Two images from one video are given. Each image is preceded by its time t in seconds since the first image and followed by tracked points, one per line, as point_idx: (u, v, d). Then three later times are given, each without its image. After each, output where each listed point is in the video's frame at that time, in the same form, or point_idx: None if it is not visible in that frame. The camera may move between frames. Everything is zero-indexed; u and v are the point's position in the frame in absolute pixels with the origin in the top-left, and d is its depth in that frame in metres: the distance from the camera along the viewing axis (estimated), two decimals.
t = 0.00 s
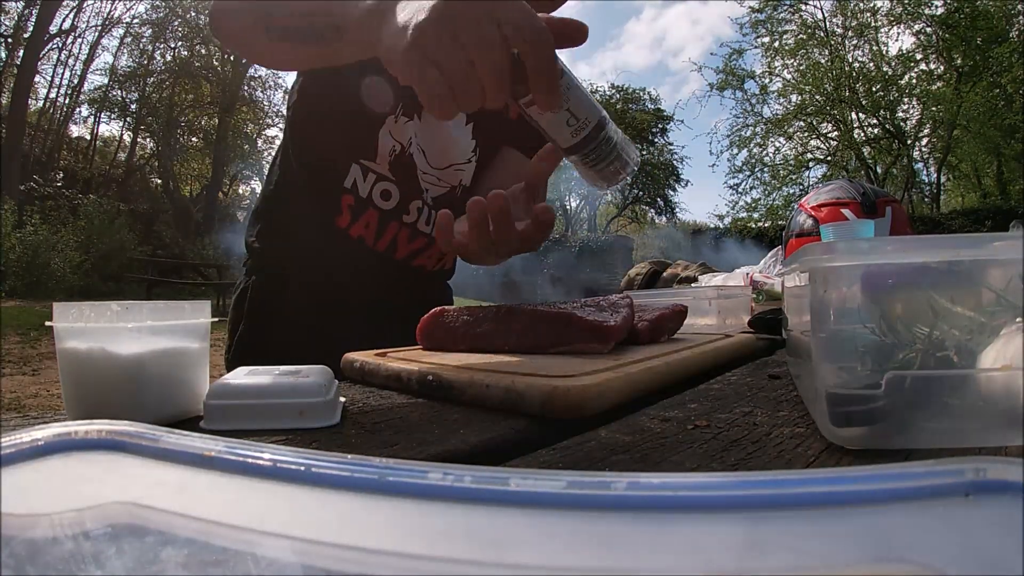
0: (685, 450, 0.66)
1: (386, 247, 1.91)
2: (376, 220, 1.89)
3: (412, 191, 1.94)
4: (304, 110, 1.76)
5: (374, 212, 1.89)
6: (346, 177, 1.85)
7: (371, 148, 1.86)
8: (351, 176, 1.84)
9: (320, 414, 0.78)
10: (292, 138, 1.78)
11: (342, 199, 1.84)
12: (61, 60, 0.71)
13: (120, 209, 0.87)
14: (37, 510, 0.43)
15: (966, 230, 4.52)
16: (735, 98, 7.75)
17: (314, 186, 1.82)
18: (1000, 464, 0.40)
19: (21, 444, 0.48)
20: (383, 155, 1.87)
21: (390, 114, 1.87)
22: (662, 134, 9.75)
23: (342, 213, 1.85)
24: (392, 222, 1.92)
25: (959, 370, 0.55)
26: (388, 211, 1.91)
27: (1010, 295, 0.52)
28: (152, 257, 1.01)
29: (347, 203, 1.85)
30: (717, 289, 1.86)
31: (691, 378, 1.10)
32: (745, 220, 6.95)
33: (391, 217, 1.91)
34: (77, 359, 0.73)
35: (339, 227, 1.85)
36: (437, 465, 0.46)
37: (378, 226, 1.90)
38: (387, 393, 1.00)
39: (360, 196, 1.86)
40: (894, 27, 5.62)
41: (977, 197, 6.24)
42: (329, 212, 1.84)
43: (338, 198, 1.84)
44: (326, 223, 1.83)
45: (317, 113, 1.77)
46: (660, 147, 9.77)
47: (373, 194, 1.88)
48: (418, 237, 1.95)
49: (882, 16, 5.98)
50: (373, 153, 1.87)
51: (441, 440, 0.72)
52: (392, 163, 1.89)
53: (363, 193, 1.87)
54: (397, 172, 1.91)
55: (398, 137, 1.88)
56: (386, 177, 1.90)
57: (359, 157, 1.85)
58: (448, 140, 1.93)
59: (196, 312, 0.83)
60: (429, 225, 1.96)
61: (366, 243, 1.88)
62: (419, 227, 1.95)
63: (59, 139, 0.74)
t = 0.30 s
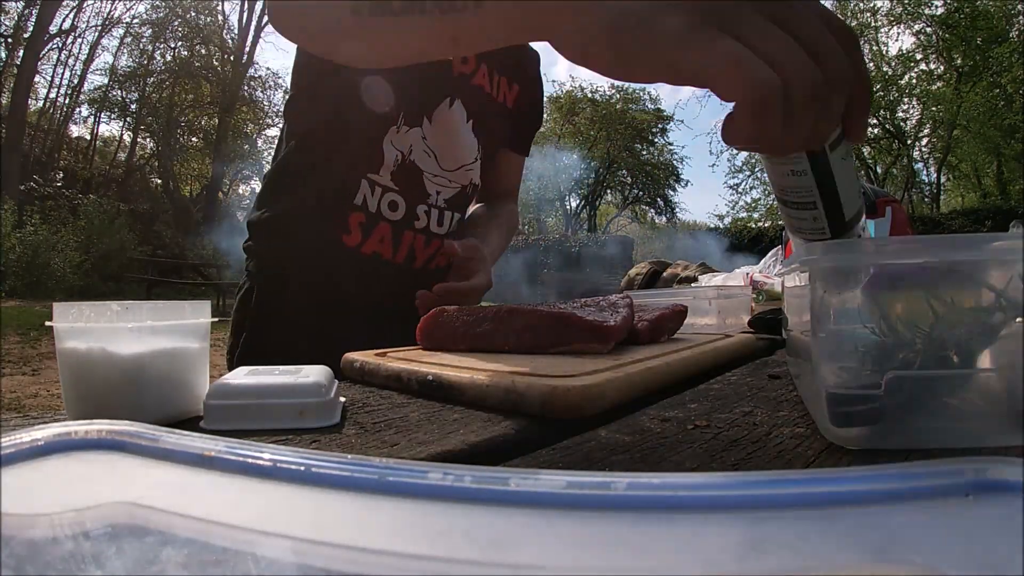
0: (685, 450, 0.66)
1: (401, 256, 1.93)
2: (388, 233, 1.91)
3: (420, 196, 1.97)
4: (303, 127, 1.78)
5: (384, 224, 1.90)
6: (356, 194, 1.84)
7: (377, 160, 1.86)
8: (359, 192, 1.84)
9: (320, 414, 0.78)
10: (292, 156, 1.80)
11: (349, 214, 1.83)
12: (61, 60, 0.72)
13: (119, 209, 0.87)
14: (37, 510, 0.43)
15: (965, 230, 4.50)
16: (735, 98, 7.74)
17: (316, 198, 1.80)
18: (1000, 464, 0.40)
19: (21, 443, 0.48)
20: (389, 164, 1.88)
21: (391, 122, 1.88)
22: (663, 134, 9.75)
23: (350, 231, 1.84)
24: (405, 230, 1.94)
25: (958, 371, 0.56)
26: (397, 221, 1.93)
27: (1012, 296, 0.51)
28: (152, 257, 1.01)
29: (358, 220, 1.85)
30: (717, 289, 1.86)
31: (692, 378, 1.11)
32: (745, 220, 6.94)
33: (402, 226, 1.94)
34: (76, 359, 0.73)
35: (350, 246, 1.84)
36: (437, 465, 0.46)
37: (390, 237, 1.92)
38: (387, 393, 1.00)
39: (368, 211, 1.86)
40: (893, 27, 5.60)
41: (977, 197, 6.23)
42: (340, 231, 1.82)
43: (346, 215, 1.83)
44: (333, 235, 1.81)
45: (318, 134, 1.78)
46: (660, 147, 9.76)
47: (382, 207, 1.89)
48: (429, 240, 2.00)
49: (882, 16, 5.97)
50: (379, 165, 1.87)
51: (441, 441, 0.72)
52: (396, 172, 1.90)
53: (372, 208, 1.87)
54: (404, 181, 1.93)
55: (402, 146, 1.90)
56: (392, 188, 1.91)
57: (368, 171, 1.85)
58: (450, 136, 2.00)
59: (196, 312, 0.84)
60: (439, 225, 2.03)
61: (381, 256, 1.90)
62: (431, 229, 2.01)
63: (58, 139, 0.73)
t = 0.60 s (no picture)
0: (685, 450, 0.66)
1: (402, 254, 1.96)
2: (389, 234, 1.93)
3: (416, 192, 2.00)
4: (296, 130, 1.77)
5: (386, 225, 1.92)
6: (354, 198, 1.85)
7: (373, 160, 1.87)
8: (357, 196, 1.85)
9: (320, 414, 0.78)
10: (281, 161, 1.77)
11: (348, 217, 1.83)
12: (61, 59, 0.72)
13: (119, 209, 0.87)
14: (36, 509, 0.43)
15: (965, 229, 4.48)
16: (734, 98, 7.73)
17: (313, 201, 1.80)
18: (1000, 464, 0.40)
19: (21, 443, 0.48)
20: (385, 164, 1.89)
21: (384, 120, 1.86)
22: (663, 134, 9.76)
23: (352, 235, 1.84)
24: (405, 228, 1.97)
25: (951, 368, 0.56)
26: (397, 220, 1.95)
27: (1005, 293, 0.51)
28: (152, 257, 1.01)
29: (358, 223, 1.86)
30: (717, 289, 1.87)
31: (691, 378, 1.11)
32: (746, 220, 6.94)
33: (402, 225, 1.96)
34: (76, 359, 0.73)
35: (352, 249, 1.85)
36: (437, 465, 0.46)
37: (391, 237, 1.94)
38: (387, 393, 1.00)
39: (367, 214, 1.87)
40: (892, 27, 5.60)
41: (977, 197, 6.23)
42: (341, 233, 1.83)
43: (347, 219, 1.83)
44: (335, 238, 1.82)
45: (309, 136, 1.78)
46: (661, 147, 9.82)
47: (382, 208, 1.91)
48: (428, 235, 2.04)
49: (882, 16, 5.96)
50: (374, 166, 1.87)
51: (441, 440, 0.72)
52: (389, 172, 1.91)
53: (372, 209, 1.88)
54: (399, 180, 1.95)
55: (393, 142, 1.90)
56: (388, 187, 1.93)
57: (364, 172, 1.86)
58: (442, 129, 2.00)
59: (196, 313, 0.83)
60: (436, 219, 2.07)
61: (384, 257, 1.92)
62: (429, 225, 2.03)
63: (59, 138, 0.73)
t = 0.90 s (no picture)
0: (684, 450, 0.66)
1: (393, 257, 1.95)
2: (383, 235, 1.93)
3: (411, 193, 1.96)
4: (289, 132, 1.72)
5: (380, 226, 1.92)
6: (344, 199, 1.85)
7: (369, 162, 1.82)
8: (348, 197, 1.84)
9: (320, 414, 0.78)
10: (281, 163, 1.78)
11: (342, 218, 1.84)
12: (61, 59, 0.72)
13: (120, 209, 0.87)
14: (36, 510, 0.43)
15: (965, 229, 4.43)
16: (734, 98, 7.70)
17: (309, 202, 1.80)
18: (999, 465, 0.40)
19: (21, 444, 0.48)
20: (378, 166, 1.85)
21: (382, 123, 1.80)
22: (663, 134, 9.74)
23: (344, 235, 1.85)
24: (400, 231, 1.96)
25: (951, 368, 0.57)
26: (392, 222, 1.94)
27: (1001, 295, 0.54)
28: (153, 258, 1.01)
29: (349, 223, 1.87)
30: (717, 289, 1.87)
31: (692, 378, 1.11)
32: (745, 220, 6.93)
33: (397, 227, 1.95)
34: (76, 359, 0.74)
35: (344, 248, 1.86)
36: (437, 465, 0.46)
37: (385, 239, 1.93)
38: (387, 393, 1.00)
39: (360, 215, 1.88)
40: (892, 27, 5.58)
41: (977, 197, 6.24)
42: (334, 230, 1.84)
43: (339, 219, 1.84)
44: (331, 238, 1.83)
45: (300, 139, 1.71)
46: (660, 147, 9.81)
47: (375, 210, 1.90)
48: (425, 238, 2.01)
49: (882, 16, 5.94)
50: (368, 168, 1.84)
51: (441, 440, 0.72)
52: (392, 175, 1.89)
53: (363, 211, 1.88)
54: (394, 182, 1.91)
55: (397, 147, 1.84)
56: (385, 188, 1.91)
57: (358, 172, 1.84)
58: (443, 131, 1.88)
59: (196, 313, 0.83)
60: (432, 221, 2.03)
61: (376, 259, 1.92)
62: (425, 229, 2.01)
63: (59, 138, 0.73)
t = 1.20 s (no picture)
0: (684, 449, 0.67)
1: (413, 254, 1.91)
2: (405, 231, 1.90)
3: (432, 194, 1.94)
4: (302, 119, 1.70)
5: (402, 222, 1.90)
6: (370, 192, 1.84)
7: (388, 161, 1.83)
8: (376, 191, 1.84)
9: (320, 414, 0.78)
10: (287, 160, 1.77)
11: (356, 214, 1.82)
12: (61, 59, 0.72)
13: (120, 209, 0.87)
14: (36, 510, 0.43)
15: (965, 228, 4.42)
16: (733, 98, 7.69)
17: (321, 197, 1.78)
18: (1000, 465, 0.40)
19: (21, 443, 0.48)
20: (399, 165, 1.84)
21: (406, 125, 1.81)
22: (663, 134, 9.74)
23: (367, 227, 1.83)
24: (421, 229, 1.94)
25: (950, 368, 0.57)
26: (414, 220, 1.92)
27: (1001, 295, 0.55)
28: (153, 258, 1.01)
29: (375, 216, 1.85)
30: (717, 289, 1.87)
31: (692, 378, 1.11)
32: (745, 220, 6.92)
33: (419, 225, 1.93)
34: (77, 359, 0.74)
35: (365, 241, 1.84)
36: (437, 465, 0.46)
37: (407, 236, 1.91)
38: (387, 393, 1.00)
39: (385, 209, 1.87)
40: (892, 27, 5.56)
41: (977, 197, 6.24)
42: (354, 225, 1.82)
43: (364, 212, 1.82)
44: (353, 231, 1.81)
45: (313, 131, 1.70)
46: (660, 147, 9.82)
47: (399, 204, 1.88)
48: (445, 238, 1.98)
49: (882, 15, 5.93)
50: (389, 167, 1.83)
51: (441, 440, 0.72)
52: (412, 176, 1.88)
53: (388, 206, 1.87)
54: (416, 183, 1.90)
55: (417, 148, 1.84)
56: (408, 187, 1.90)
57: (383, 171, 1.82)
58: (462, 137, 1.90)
59: (196, 313, 0.83)
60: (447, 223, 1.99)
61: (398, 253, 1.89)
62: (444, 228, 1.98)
63: (59, 139, 0.73)
